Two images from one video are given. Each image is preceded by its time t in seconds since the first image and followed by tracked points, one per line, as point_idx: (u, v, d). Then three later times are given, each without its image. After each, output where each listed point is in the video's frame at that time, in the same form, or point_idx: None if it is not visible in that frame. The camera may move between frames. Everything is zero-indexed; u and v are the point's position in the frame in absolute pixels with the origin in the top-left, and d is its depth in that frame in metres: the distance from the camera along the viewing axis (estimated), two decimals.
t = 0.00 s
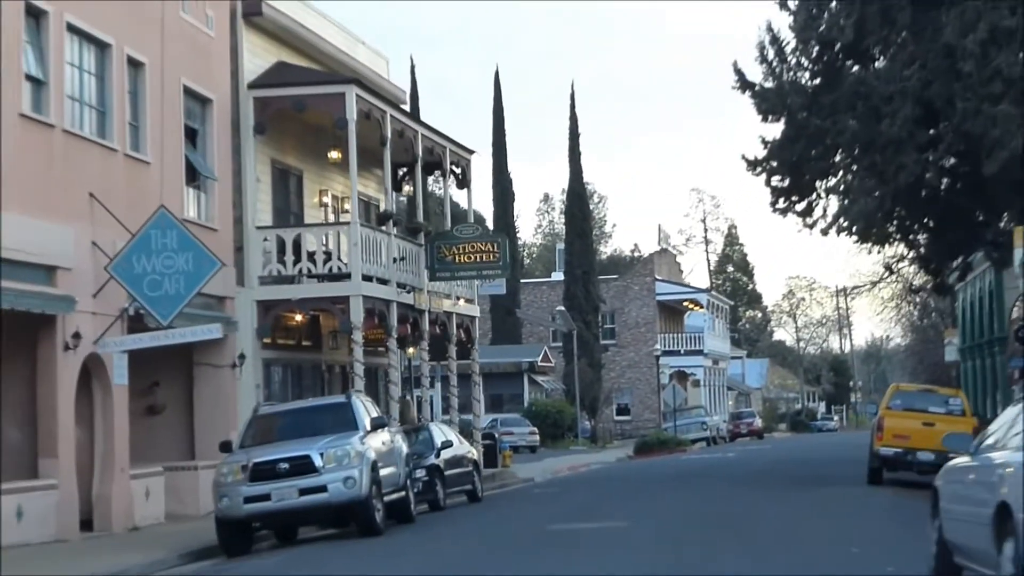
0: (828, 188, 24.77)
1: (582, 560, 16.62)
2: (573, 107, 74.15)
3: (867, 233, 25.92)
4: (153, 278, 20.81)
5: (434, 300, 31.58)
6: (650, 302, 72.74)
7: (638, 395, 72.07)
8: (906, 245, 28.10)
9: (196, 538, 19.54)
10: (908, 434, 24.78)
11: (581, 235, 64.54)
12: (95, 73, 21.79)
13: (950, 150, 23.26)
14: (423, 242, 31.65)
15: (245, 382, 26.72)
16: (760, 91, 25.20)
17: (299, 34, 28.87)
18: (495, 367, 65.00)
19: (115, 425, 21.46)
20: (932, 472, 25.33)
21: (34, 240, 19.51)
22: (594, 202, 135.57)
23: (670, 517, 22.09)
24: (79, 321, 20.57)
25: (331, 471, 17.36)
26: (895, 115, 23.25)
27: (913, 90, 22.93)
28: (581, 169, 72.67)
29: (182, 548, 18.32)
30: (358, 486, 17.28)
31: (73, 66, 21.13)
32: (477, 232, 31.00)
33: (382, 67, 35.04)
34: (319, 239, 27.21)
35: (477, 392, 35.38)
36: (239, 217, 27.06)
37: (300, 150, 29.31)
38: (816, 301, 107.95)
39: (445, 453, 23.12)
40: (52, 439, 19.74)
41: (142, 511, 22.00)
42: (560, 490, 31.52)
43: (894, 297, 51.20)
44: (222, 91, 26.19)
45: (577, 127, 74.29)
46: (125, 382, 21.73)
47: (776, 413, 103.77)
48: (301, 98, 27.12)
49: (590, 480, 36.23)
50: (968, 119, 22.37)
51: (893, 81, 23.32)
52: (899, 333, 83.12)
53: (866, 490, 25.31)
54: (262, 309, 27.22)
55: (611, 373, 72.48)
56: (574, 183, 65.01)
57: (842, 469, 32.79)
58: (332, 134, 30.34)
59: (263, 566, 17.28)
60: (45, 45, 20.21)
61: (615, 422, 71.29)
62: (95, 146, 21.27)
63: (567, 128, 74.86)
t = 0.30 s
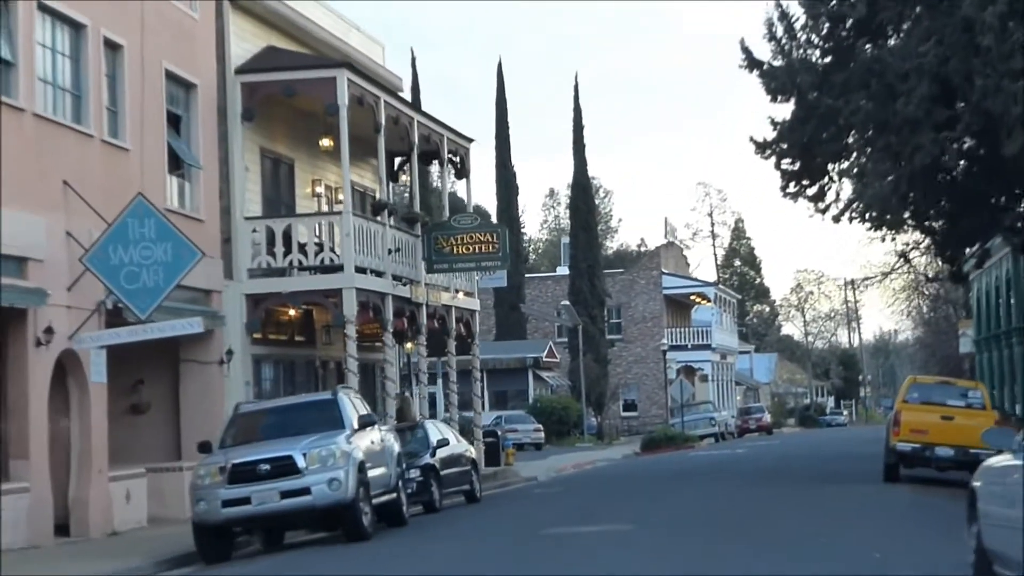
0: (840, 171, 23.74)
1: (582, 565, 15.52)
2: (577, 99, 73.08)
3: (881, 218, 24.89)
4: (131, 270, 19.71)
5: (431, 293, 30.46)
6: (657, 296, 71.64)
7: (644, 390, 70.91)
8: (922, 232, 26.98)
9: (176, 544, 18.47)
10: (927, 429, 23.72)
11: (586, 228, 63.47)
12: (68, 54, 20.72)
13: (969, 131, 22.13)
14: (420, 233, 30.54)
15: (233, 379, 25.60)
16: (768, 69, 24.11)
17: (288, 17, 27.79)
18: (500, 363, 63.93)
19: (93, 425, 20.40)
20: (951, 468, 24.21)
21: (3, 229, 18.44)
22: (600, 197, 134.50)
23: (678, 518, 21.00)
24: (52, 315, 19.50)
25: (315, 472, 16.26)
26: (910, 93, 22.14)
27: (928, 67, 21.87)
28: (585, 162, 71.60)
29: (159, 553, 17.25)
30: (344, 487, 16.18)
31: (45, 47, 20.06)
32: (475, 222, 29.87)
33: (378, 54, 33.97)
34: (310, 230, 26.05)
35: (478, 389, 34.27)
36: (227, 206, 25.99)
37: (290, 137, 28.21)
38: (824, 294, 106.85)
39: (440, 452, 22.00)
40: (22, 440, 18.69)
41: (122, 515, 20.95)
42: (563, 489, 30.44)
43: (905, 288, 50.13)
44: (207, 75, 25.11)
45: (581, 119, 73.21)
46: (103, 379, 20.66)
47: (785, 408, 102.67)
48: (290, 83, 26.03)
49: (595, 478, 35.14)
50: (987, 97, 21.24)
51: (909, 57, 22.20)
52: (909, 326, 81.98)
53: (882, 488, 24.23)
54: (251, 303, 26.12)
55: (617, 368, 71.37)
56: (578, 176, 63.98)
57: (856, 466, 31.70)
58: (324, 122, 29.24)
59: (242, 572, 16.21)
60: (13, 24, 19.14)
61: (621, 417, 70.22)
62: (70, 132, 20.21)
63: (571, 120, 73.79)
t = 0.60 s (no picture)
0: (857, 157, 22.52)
1: None
2: (584, 91, 71.78)
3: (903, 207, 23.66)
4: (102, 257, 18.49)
5: (429, 285, 29.16)
6: (665, 293, 70.40)
7: (652, 388, 69.61)
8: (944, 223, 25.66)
9: (146, 550, 17.23)
10: (948, 431, 22.47)
11: (593, 224, 62.22)
12: (38, 27, 19.48)
13: (994, 115, 20.85)
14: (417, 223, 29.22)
15: (216, 374, 24.33)
16: (783, 49, 22.88)
17: None
18: (504, 361, 62.70)
19: (63, 422, 19.18)
20: (974, 473, 22.95)
21: None
22: (608, 194, 133.23)
23: (686, 524, 19.75)
24: (17, 305, 18.27)
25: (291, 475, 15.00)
26: (933, 76, 20.86)
27: (952, 46, 20.61)
28: (592, 157, 70.33)
29: (126, 562, 16.01)
30: (323, 492, 14.92)
31: (12, 19, 18.81)
32: (475, 212, 28.57)
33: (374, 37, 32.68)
34: (300, 218, 24.72)
35: (477, 386, 33.02)
36: (213, 194, 24.74)
37: (281, 122, 26.94)
38: (833, 293, 105.53)
39: (433, 452, 20.72)
40: None
41: (93, 519, 19.72)
42: (566, 492, 29.18)
43: (920, 285, 48.84)
44: (192, 54, 23.86)
45: (589, 112, 71.92)
46: (73, 373, 19.44)
47: (793, 407, 101.39)
48: (281, 64, 24.74)
49: (600, 479, 33.88)
50: (1014, 79, 19.94)
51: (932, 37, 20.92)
52: (920, 324, 80.67)
53: (901, 493, 22.97)
54: (238, 295, 24.85)
55: (624, 366, 70.08)
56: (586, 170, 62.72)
57: (871, 468, 30.43)
58: (317, 107, 27.97)
59: None
60: None
61: (628, 416, 68.94)
62: (39, 109, 18.96)
63: (579, 114, 72.51)
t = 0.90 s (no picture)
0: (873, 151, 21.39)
1: None
2: (589, 92, 70.69)
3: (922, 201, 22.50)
4: (72, 250, 17.19)
5: (425, 286, 28.03)
6: (671, 298, 69.32)
7: (656, 395, 68.45)
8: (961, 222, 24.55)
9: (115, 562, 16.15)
10: (967, 439, 21.36)
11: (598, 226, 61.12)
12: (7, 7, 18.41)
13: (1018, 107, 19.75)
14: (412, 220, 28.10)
15: (200, 376, 23.23)
16: (794, 36, 21.76)
17: None
18: (507, 366, 61.65)
19: (31, 426, 18.12)
20: (993, 483, 21.86)
21: None
22: (614, 199, 132.13)
23: (690, 537, 18.65)
24: None
25: (264, 485, 13.90)
26: (953, 64, 19.77)
27: (973, 34, 19.50)
28: (597, 159, 69.25)
29: None
30: (298, 502, 13.84)
31: None
32: (472, 209, 27.46)
33: (371, 28, 31.59)
34: (288, 213, 23.67)
35: (475, 391, 31.92)
36: (198, 188, 23.64)
37: (269, 115, 25.82)
38: (841, 299, 104.37)
39: (423, 461, 19.62)
40: None
41: (63, 529, 18.64)
42: (566, 500, 28.10)
43: (932, 290, 47.72)
44: (175, 40, 22.78)
45: (594, 114, 70.84)
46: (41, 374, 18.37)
47: (801, 414, 100.24)
48: (270, 52, 23.62)
49: (601, 488, 32.77)
50: None
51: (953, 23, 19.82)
52: (929, 331, 79.50)
53: (914, 505, 21.87)
54: (223, 293, 23.73)
55: (629, 372, 68.93)
56: (591, 172, 61.66)
57: (881, 478, 29.30)
58: (308, 99, 26.85)
59: None
60: None
61: (632, 422, 67.87)
62: (6, 93, 17.90)
63: (584, 115, 71.44)
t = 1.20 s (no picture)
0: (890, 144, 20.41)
1: None
2: (593, 95, 69.44)
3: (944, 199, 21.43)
4: (27, 244, 13.83)
5: (419, 288, 26.72)
6: (676, 305, 68.09)
7: (661, 404, 67.14)
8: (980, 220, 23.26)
9: None
10: (990, 451, 20.11)
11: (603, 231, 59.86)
12: None
13: None
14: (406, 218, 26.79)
15: (177, 381, 22.01)
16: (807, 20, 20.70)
17: None
18: (508, 374, 60.36)
19: None
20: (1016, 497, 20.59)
21: None
22: (620, 207, 130.90)
23: (694, 555, 17.39)
24: None
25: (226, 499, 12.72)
26: (979, 49, 18.75)
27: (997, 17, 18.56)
28: (601, 164, 67.98)
29: None
30: (263, 519, 12.68)
31: None
32: (469, 208, 26.18)
33: (365, 20, 30.36)
34: (272, 210, 22.40)
35: (471, 398, 30.66)
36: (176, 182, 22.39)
37: (253, 108, 24.56)
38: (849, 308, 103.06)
39: (409, 473, 18.39)
40: None
41: (23, 545, 17.38)
42: (565, 513, 26.82)
43: (945, 297, 46.43)
44: (151, 26, 21.56)
45: (598, 118, 69.57)
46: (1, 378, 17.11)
47: (807, 424, 98.91)
48: (254, 40, 22.36)
49: (602, 500, 31.49)
50: None
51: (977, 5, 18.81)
52: (939, 340, 78.21)
53: (933, 521, 20.61)
54: (202, 294, 22.49)
55: (634, 381, 67.61)
56: (595, 176, 60.43)
57: (895, 491, 28.03)
58: (296, 92, 25.60)
59: None
60: None
61: (636, 432, 66.56)
62: None
63: (588, 119, 70.19)
